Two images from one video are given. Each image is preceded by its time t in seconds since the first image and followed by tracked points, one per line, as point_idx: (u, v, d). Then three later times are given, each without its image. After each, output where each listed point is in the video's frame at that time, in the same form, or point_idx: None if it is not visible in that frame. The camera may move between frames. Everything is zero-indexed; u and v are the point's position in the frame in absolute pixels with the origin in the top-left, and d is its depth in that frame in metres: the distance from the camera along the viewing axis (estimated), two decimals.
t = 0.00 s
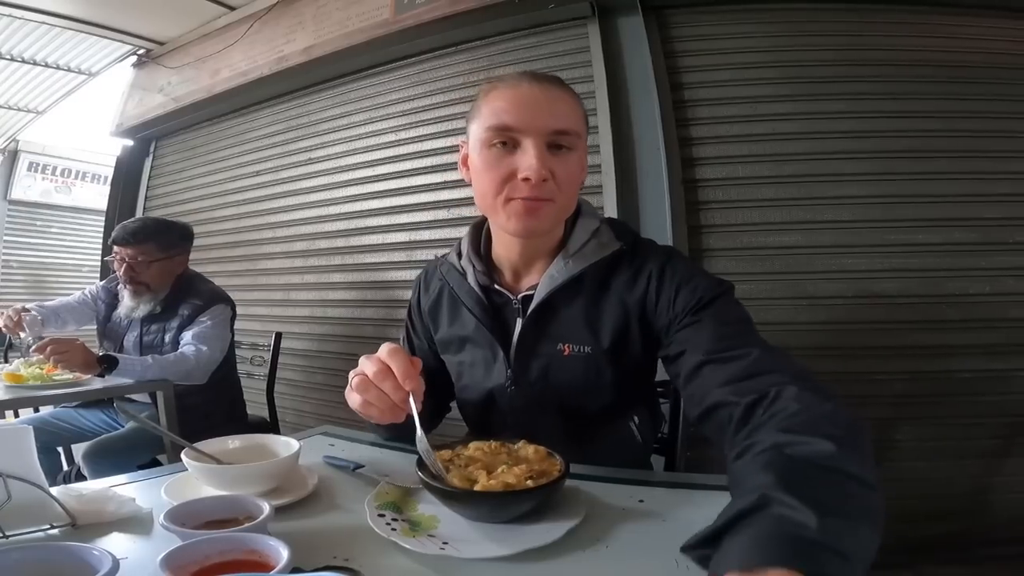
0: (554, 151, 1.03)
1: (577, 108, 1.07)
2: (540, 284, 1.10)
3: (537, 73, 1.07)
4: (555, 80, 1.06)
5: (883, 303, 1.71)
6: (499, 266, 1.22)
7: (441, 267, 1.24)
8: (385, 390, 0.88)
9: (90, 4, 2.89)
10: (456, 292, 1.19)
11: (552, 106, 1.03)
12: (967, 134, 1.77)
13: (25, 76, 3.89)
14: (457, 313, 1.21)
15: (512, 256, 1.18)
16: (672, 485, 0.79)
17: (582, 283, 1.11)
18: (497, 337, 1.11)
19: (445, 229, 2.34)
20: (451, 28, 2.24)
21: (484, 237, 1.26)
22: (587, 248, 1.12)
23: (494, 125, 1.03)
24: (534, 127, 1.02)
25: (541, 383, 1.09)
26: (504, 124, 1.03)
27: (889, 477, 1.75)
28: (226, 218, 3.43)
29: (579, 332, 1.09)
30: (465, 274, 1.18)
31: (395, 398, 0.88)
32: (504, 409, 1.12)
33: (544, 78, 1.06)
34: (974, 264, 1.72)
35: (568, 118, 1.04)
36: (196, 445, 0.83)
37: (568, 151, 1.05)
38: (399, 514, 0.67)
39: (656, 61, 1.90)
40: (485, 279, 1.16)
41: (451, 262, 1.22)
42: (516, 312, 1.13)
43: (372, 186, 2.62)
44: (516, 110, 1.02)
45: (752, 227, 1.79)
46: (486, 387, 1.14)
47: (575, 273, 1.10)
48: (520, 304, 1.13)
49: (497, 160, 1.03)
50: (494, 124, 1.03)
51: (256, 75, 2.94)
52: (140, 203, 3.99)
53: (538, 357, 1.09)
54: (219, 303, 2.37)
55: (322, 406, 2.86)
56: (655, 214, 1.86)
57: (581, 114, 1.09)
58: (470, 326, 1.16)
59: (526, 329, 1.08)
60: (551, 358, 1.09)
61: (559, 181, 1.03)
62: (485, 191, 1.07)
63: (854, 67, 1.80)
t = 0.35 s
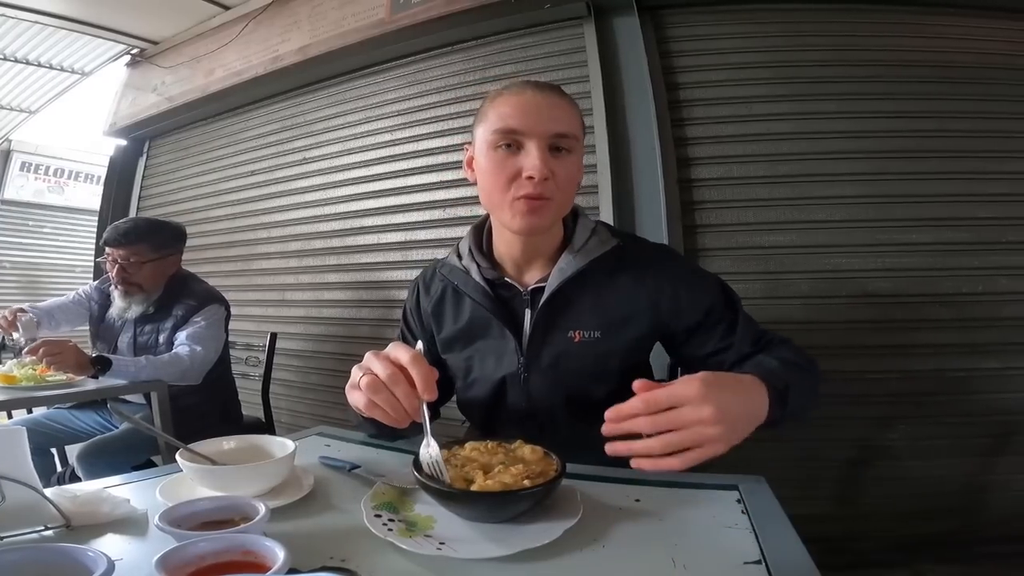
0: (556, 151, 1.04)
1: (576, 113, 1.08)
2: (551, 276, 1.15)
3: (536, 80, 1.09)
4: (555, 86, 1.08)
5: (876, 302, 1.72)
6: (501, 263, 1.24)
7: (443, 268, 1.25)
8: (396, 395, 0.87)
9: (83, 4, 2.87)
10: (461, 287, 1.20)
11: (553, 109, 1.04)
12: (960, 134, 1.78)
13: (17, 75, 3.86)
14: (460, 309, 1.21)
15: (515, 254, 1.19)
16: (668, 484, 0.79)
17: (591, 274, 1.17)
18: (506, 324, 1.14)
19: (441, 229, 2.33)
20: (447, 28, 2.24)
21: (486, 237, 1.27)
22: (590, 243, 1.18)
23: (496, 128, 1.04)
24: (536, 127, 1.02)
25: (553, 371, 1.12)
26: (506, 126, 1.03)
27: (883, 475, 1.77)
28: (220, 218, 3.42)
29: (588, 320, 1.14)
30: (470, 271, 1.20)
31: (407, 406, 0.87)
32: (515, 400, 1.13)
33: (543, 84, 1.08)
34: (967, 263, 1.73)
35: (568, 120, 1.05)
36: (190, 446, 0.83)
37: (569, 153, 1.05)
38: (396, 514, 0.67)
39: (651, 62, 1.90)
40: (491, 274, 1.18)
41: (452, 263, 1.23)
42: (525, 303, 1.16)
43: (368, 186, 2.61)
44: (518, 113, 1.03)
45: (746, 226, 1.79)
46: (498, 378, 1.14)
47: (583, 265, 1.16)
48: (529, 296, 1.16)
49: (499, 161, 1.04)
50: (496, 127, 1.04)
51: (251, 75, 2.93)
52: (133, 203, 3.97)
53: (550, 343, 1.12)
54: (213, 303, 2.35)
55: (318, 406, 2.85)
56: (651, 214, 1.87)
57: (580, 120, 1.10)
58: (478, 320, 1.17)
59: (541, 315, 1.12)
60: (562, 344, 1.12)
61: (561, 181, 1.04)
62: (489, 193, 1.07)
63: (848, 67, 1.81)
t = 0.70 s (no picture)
0: (539, 165, 1.02)
1: (562, 120, 1.04)
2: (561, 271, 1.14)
3: (524, 85, 1.05)
4: (541, 92, 1.03)
5: (870, 302, 1.73)
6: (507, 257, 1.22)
7: (447, 264, 1.23)
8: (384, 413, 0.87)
9: (77, 4, 2.86)
10: (467, 282, 1.19)
11: (534, 121, 1.00)
12: (953, 134, 1.79)
13: (10, 75, 3.84)
14: (466, 304, 1.20)
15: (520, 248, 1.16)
16: (664, 484, 0.79)
17: (602, 268, 1.17)
18: (515, 314, 1.14)
19: (437, 229, 2.33)
20: (443, 28, 2.23)
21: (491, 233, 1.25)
22: (599, 239, 1.19)
23: (480, 140, 1.03)
24: (515, 140, 1.00)
25: (562, 363, 1.13)
26: (489, 139, 1.02)
27: (878, 474, 1.77)
28: (216, 218, 3.41)
29: (598, 313, 1.15)
30: (477, 267, 1.18)
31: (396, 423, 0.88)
32: (525, 391, 1.13)
33: (528, 91, 1.04)
34: (961, 263, 1.74)
35: (551, 133, 1.02)
36: (187, 447, 0.83)
37: (553, 164, 1.03)
38: (393, 515, 0.67)
39: (647, 62, 1.90)
40: (500, 268, 1.18)
41: (457, 259, 1.22)
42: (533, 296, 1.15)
43: (364, 186, 2.61)
44: (499, 125, 1.00)
45: (742, 226, 1.80)
46: (509, 369, 1.14)
47: (594, 261, 1.16)
48: (537, 289, 1.15)
49: (483, 174, 1.04)
50: (479, 139, 1.03)
51: (246, 74, 2.92)
52: (128, 203, 3.95)
53: (560, 335, 1.13)
54: (208, 303, 2.35)
55: (314, 407, 2.85)
56: (647, 213, 1.87)
57: (570, 124, 1.06)
58: (486, 313, 1.17)
59: (553, 307, 1.12)
60: (572, 336, 1.13)
61: (543, 196, 1.03)
62: (480, 201, 1.08)
63: (843, 68, 1.82)
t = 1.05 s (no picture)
0: (542, 178, 0.94)
1: (568, 127, 0.96)
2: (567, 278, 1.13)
3: (526, 91, 0.97)
4: (543, 98, 0.95)
5: (868, 302, 1.73)
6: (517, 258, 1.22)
7: (460, 257, 1.24)
8: (450, 356, 0.80)
9: (75, 3, 2.85)
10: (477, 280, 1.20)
11: (536, 131, 0.92)
12: (951, 133, 1.79)
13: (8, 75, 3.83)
14: (474, 302, 1.22)
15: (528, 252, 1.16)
16: (664, 484, 0.79)
17: (608, 278, 1.14)
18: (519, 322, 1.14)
19: (437, 229, 2.33)
20: (442, 27, 2.23)
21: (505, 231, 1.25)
22: (613, 247, 1.16)
23: (479, 151, 0.96)
24: (515, 154, 0.92)
25: (558, 372, 1.12)
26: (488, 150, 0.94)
27: (877, 474, 1.78)
28: (215, 218, 3.40)
29: (600, 325, 1.13)
30: (488, 264, 1.19)
31: (451, 372, 0.80)
32: (521, 396, 1.14)
33: (530, 97, 0.95)
34: (959, 263, 1.75)
35: (556, 142, 0.93)
36: (187, 447, 0.83)
37: (557, 175, 0.95)
38: (392, 515, 0.67)
39: (647, 62, 1.90)
40: (508, 269, 1.18)
41: (471, 252, 1.23)
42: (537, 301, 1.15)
43: (362, 186, 2.61)
44: (499, 137, 0.93)
45: (740, 226, 1.80)
46: (502, 372, 1.14)
47: (605, 270, 1.14)
48: (542, 295, 1.14)
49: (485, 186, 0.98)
50: (478, 150, 0.96)
51: (245, 74, 2.92)
52: (126, 203, 3.95)
53: (559, 344, 1.12)
54: (207, 303, 2.34)
55: (313, 407, 2.84)
56: (646, 213, 1.87)
57: (578, 130, 0.98)
58: (491, 314, 1.18)
59: (552, 315, 1.11)
60: (571, 346, 1.12)
61: (547, 210, 0.96)
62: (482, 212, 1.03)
63: (841, 67, 1.82)
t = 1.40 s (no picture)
0: (549, 178, 0.93)
1: (572, 123, 0.95)
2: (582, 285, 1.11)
3: (525, 89, 0.95)
4: (544, 95, 0.94)
5: (867, 301, 1.74)
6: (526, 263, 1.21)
7: (463, 261, 1.25)
8: (410, 376, 0.81)
9: (75, 3, 2.85)
10: (479, 285, 1.20)
11: (540, 130, 0.91)
12: (951, 133, 1.79)
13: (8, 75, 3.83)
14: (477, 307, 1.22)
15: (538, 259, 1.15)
16: (665, 484, 0.79)
17: (623, 286, 1.14)
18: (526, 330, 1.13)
19: (437, 229, 2.32)
20: (441, 28, 2.24)
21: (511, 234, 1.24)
22: (629, 251, 1.16)
23: (481, 154, 0.95)
24: (522, 158, 0.91)
25: (571, 380, 1.11)
26: (490, 153, 0.93)
27: (877, 473, 1.78)
28: (214, 218, 3.40)
29: (614, 335, 1.12)
30: (491, 268, 1.19)
31: (411, 391, 0.81)
32: (531, 405, 1.14)
33: (531, 95, 0.94)
34: (960, 262, 1.75)
35: (561, 139, 0.92)
36: (187, 447, 0.83)
37: (565, 174, 0.94)
38: (392, 515, 0.67)
39: (647, 63, 1.90)
40: (519, 277, 1.17)
41: (473, 256, 1.23)
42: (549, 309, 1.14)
43: (363, 186, 2.60)
44: (501, 139, 0.92)
45: (740, 226, 1.80)
46: (512, 381, 1.14)
47: (620, 276, 1.13)
48: (554, 303, 1.14)
49: (489, 188, 0.97)
50: (480, 153, 0.95)
51: (245, 75, 2.91)
52: (126, 203, 3.95)
53: (572, 352, 1.11)
54: (207, 303, 2.34)
55: (313, 407, 2.84)
56: (646, 213, 1.87)
57: (583, 126, 0.97)
58: (496, 321, 1.17)
59: (568, 324, 1.10)
60: (585, 355, 1.11)
61: (556, 210, 0.95)
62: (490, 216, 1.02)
63: (840, 67, 1.82)
